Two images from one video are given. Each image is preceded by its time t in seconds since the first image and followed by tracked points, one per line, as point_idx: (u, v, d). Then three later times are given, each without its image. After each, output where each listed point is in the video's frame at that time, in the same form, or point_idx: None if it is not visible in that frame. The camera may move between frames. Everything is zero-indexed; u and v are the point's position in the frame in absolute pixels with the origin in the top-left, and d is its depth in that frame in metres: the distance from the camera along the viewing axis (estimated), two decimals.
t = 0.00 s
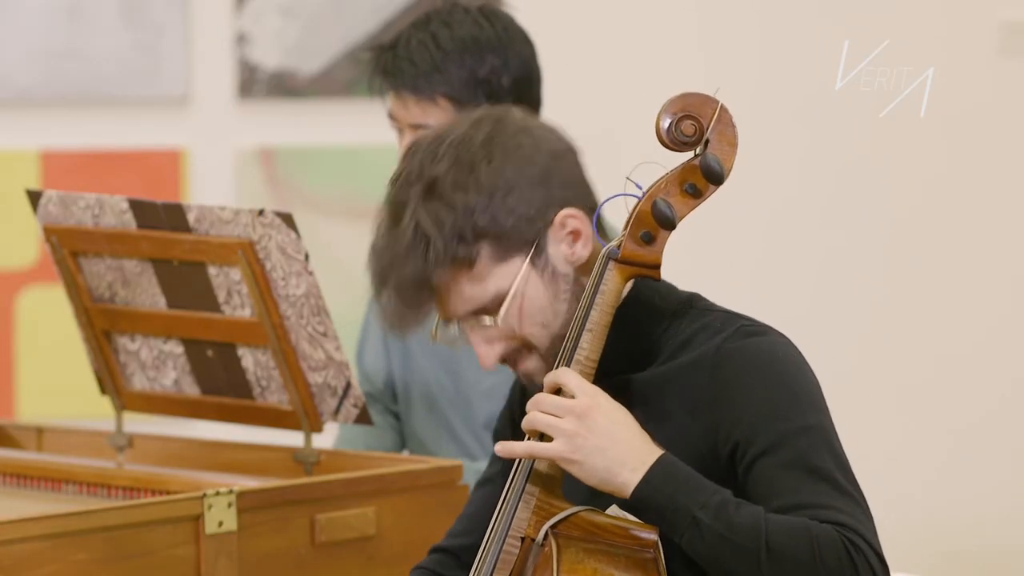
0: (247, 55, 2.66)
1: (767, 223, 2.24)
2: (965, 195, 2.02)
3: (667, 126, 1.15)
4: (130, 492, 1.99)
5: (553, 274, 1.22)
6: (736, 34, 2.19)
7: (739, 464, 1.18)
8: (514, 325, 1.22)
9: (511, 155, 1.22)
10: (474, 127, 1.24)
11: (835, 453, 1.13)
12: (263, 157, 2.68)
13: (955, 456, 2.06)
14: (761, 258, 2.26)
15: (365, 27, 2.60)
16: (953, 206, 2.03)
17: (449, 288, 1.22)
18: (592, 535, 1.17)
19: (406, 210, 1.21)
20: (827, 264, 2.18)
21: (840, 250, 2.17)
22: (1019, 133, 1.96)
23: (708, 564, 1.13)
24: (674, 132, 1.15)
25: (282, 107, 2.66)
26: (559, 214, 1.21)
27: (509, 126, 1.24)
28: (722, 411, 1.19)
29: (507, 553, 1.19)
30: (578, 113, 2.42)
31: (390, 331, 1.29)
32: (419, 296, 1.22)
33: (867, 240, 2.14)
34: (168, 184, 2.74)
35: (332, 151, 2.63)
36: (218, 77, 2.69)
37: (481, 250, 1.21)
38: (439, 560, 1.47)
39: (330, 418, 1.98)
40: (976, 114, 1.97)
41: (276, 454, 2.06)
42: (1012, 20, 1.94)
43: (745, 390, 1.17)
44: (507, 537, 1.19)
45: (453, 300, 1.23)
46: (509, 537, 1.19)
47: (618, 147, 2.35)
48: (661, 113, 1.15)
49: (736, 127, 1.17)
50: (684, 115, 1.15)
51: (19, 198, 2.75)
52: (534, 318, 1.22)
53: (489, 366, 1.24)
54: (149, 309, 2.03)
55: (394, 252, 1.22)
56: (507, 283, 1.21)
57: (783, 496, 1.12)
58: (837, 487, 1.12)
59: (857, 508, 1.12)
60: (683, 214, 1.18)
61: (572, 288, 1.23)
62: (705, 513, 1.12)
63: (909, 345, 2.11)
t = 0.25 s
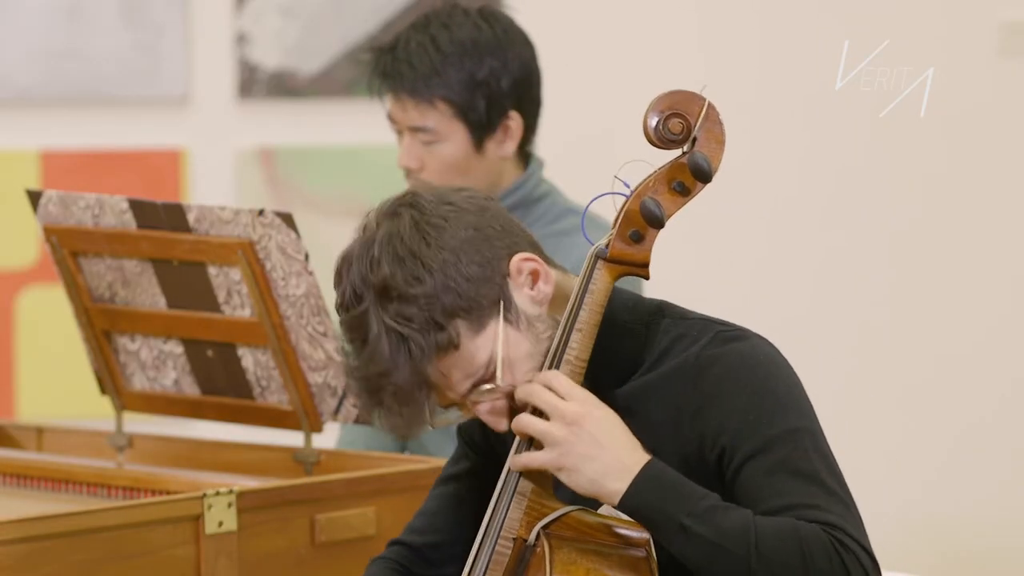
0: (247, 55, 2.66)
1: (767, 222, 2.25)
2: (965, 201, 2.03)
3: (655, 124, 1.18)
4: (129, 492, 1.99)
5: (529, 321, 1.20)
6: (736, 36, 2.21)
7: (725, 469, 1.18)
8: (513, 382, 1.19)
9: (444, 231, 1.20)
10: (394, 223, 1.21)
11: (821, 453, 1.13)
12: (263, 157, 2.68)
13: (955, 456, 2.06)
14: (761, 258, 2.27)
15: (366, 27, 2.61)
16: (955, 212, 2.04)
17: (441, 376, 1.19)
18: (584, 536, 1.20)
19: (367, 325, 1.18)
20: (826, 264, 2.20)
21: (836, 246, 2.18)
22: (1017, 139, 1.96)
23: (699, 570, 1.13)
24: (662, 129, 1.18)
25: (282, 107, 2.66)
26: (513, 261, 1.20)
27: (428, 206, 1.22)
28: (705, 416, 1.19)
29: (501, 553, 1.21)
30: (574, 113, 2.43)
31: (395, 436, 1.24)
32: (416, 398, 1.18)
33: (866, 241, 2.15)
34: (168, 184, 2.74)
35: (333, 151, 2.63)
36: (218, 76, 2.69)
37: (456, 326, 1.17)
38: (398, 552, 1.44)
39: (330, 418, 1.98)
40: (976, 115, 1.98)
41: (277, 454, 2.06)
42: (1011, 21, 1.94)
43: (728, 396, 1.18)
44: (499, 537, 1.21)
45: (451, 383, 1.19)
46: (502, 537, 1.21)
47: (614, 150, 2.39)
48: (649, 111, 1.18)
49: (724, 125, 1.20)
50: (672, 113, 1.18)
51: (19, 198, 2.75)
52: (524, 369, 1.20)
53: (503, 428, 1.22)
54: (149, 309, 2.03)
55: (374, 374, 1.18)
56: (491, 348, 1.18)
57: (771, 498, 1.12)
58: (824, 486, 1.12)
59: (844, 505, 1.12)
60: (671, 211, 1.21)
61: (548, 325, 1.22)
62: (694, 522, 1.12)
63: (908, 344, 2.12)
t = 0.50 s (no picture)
0: (247, 55, 2.66)
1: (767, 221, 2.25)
2: (966, 195, 2.05)
3: (659, 121, 1.11)
4: (129, 492, 1.99)
5: (560, 240, 1.19)
6: (735, 35, 2.23)
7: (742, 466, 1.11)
8: (516, 281, 1.18)
9: (526, 125, 1.23)
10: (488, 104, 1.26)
11: (838, 453, 1.06)
12: (263, 157, 2.68)
13: (955, 456, 2.08)
14: (761, 258, 2.27)
15: (366, 27, 2.60)
16: (955, 205, 2.06)
17: (452, 241, 1.21)
18: (588, 532, 1.16)
19: (418, 162, 1.24)
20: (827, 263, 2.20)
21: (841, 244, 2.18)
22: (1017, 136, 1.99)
23: None
24: (666, 127, 1.11)
25: (282, 107, 2.66)
26: (569, 184, 1.17)
27: (527, 103, 1.26)
28: (722, 412, 1.13)
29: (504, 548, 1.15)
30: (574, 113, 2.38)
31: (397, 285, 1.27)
32: (426, 241, 1.21)
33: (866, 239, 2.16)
34: (168, 184, 2.74)
35: (332, 150, 2.63)
36: (218, 76, 2.69)
37: (489, 206, 1.19)
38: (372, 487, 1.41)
39: (330, 418, 1.98)
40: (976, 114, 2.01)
41: (277, 454, 2.06)
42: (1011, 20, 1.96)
43: (744, 391, 1.11)
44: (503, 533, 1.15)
45: (457, 255, 1.21)
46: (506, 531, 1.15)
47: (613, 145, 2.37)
48: (652, 107, 1.11)
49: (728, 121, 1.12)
50: (676, 109, 1.11)
51: (19, 198, 2.75)
52: (534, 278, 1.18)
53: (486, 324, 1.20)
54: (148, 310, 2.03)
55: (401, 198, 1.23)
56: (510, 241, 1.18)
57: (783, 501, 1.04)
58: (838, 488, 1.04)
59: (860, 509, 1.04)
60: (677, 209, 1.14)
61: (577, 258, 1.19)
62: (703, 531, 1.05)
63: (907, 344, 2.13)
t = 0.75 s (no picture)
0: (247, 55, 2.66)
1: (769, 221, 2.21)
2: (965, 195, 2.09)
3: (773, 120, 1.26)
4: (129, 492, 1.99)
5: (664, 241, 1.27)
6: (735, 34, 2.24)
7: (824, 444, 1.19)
8: (628, 281, 1.26)
9: (625, 126, 1.29)
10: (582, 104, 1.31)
11: (919, 433, 1.14)
12: (263, 157, 2.68)
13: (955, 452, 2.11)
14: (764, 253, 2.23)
15: (366, 27, 2.61)
16: (954, 204, 2.09)
17: (563, 250, 1.27)
18: (660, 510, 1.24)
19: (524, 170, 1.29)
20: (827, 264, 2.18)
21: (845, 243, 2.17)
22: (1016, 132, 2.04)
23: (789, 524, 1.11)
24: (778, 126, 1.26)
25: (282, 106, 2.66)
26: (670, 183, 1.27)
27: (622, 100, 1.32)
28: (810, 393, 1.21)
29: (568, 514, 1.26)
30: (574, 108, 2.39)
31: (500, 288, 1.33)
32: (537, 254, 1.27)
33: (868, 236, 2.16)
34: (168, 184, 2.74)
35: (332, 150, 2.63)
36: (218, 76, 2.69)
37: (599, 210, 1.25)
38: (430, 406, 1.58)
39: (330, 418, 1.98)
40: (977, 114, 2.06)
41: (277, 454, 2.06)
42: (1012, 20, 2.03)
43: (835, 369, 1.19)
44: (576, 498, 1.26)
45: (567, 263, 1.27)
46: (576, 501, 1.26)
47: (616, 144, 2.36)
48: (771, 106, 1.26)
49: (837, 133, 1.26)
50: (790, 114, 1.26)
51: (19, 198, 2.75)
52: (642, 280, 1.26)
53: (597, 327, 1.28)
54: (149, 309, 2.03)
55: (509, 212, 1.28)
56: (619, 247, 1.25)
57: (868, 467, 1.12)
58: (919, 465, 1.12)
59: (938, 485, 1.12)
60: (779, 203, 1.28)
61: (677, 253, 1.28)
62: (797, 471, 1.10)
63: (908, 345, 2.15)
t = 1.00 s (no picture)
0: (247, 55, 2.66)
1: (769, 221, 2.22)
2: (963, 195, 2.08)
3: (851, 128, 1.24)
4: (130, 491, 1.99)
5: (753, 199, 1.32)
6: (736, 34, 2.24)
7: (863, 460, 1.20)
8: (702, 218, 1.30)
9: (763, 92, 1.37)
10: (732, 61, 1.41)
11: (957, 469, 1.15)
12: (263, 157, 2.68)
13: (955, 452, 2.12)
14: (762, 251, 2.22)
15: (366, 27, 2.60)
16: (953, 204, 2.09)
17: (657, 156, 1.33)
18: (698, 497, 1.21)
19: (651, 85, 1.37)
20: (825, 263, 2.19)
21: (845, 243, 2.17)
22: (1016, 133, 2.04)
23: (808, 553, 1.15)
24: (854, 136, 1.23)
25: (282, 107, 2.66)
26: (776, 157, 1.33)
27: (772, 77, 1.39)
28: (858, 408, 1.21)
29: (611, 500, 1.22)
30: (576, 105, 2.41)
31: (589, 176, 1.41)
32: (634, 149, 1.34)
33: (867, 236, 2.16)
34: (168, 184, 2.74)
35: (333, 150, 2.63)
36: (218, 76, 2.69)
37: (703, 141, 1.32)
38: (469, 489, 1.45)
39: (330, 419, 1.98)
40: (977, 116, 2.05)
41: (277, 454, 2.06)
42: (1012, 20, 2.02)
43: (888, 389, 1.19)
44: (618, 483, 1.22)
45: (655, 172, 1.33)
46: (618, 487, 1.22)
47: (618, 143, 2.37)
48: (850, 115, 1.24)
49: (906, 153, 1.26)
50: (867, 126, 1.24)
51: (20, 198, 2.75)
52: (718, 222, 1.31)
53: (654, 247, 1.31)
54: (148, 309, 2.03)
55: (627, 104, 1.36)
56: (708, 179, 1.31)
57: (895, 504, 1.14)
58: (952, 503, 1.13)
59: (967, 528, 1.14)
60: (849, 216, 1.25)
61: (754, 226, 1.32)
62: (818, 505, 1.13)
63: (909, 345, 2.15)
